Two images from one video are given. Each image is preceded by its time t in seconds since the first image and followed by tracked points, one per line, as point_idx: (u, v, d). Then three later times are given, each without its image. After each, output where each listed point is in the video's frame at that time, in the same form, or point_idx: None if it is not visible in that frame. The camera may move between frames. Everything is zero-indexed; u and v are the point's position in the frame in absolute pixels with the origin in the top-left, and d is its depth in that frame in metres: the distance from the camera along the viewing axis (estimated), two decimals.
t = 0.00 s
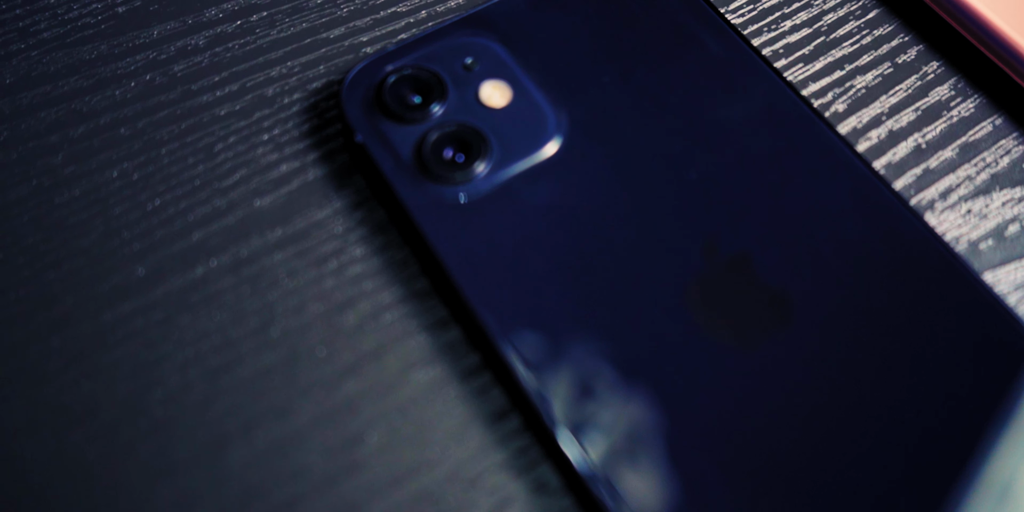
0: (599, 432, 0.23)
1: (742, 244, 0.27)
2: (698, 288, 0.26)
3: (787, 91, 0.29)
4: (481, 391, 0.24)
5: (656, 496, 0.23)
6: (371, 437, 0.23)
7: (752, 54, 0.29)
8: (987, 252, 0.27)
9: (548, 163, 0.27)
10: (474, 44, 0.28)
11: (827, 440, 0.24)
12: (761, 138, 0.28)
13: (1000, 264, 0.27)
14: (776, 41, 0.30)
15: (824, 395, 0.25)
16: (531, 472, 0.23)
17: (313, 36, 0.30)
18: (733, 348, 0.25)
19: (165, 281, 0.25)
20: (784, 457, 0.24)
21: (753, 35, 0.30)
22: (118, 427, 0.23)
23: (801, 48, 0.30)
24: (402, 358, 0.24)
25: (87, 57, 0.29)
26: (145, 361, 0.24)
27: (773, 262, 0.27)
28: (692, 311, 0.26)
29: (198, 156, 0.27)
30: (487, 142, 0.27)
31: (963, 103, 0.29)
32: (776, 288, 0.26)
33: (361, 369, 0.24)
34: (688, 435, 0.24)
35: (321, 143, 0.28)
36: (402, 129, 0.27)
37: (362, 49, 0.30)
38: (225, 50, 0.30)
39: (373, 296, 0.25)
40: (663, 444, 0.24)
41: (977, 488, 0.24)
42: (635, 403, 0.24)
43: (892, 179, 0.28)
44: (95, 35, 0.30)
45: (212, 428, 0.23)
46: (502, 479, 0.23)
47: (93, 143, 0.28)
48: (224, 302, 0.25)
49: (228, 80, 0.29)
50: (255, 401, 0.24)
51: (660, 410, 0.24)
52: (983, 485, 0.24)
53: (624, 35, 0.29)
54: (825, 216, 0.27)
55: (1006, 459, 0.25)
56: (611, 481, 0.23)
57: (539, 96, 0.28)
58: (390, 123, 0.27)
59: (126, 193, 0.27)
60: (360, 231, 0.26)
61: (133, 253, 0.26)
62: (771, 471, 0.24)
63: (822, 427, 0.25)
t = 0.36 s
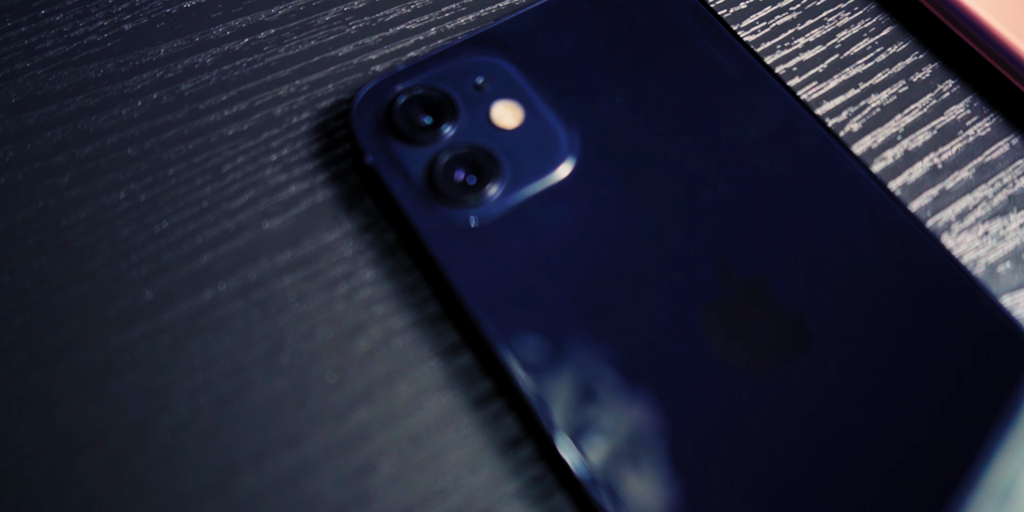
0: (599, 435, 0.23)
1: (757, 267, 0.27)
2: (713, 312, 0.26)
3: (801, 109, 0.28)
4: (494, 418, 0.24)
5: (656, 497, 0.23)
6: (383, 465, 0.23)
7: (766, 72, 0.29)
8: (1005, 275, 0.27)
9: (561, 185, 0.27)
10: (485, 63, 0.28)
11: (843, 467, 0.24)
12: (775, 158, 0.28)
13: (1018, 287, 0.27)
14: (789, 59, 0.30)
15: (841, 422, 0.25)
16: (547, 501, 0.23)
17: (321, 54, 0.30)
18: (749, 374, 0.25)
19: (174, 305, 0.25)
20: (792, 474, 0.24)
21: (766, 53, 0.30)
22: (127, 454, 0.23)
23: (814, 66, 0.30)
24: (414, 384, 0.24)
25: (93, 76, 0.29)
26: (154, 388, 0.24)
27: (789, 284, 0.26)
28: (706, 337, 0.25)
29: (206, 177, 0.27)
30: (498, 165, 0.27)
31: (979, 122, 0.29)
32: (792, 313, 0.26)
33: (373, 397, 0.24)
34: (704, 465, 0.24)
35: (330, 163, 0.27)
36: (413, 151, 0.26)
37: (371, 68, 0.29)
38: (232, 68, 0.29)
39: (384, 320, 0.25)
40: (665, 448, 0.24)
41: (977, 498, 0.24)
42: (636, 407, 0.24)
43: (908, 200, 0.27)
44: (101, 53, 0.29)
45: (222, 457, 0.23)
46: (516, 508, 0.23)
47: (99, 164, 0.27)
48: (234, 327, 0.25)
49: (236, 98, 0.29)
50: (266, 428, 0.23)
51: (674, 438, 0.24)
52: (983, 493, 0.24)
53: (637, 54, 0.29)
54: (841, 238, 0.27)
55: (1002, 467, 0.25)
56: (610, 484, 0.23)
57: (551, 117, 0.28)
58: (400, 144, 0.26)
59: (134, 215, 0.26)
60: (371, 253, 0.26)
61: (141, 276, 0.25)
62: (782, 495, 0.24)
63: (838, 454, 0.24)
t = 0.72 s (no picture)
0: (600, 438, 0.23)
1: (773, 287, 0.26)
2: (728, 335, 0.25)
3: (815, 127, 0.28)
4: (507, 442, 0.23)
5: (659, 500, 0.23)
6: (395, 492, 0.23)
7: (779, 89, 0.29)
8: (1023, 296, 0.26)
9: (574, 205, 0.26)
10: (497, 80, 0.28)
11: (862, 492, 0.24)
12: (790, 176, 0.28)
13: None
14: (802, 75, 0.30)
15: (858, 446, 0.24)
16: None
17: (329, 70, 0.29)
18: (765, 397, 0.25)
19: (181, 327, 0.25)
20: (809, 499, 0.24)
21: (779, 68, 0.30)
22: (135, 480, 0.23)
23: (828, 82, 0.30)
24: (426, 408, 0.24)
25: (99, 92, 0.29)
26: (162, 412, 0.24)
27: (805, 304, 0.26)
28: (722, 359, 0.25)
29: (214, 195, 0.27)
30: (510, 185, 0.26)
31: (995, 139, 0.29)
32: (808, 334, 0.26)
33: (384, 421, 0.23)
34: (721, 492, 0.23)
35: (340, 182, 0.27)
36: (423, 170, 0.26)
37: (380, 83, 0.29)
38: (240, 84, 0.29)
39: (395, 342, 0.24)
40: (669, 452, 0.23)
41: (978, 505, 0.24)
42: (638, 410, 0.24)
43: (924, 219, 0.27)
44: (107, 69, 0.29)
45: (233, 483, 0.23)
46: None
47: (106, 183, 0.27)
48: (242, 349, 0.24)
49: (243, 115, 0.28)
50: (276, 454, 0.23)
51: (689, 463, 0.23)
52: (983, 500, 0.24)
53: (649, 70, 0.29)
54: (858, 257, 0.27)
55: (1005, 469, 0.24)
56: (612, 487, 0.23)
57: (563, 136, 0.27)
58: (411, 163, 0.26)
59: (141, 235, 0.26)
60: (381, 274, 0.25)
61: (148, 297, 0.25)
62: None
63: (857, 479, 0.24)
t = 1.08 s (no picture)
0: (600, 441, 0.23)
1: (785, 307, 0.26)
2: (741, 355, 0.25)
3: (827, 143, 0.28)
4: (516, 465, 0.23)
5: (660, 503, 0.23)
6: None
7: (790, 104, 0.28)
8: None
9: (584, 223, 0.26)
10: (506, 95, 0.27)
11: None
12: (802, 193, 0.27)
13: None
14: (813, 89, 0.29)
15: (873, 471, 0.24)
16: None
17: (335, 83, 0.29)
18: (778, 418, 0.24)
19: (186, 347, 0.24)
20: None
21: (790, 82, 0.29)
22: (141, 503, 0.23)
23: (839, 96, 0.29)
24: (435, 430, 0.24)
25: (102, 106, 0.28)
26: (168, 433, 0.23)
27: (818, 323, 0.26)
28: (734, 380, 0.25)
29: (218, 212, 0.27)
30: (519, 203, 0.26)
31: (1008, 154, 0.28)
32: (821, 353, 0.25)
33: (393, 444, 0.23)
34: None
35: (346, 198, 0.27)
36: (432, 187, 0.26)
37: (386, 97, 0.29)
38: (244, 98, 0.29)
39: (403, 363, 0.24)
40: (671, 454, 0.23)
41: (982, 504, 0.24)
42: (639, 413, 0.24)
43: (936, 236, 0.27)
44: (110, 82, 0.29)
45: (239, 506, 0.22)
46: None
47: (110, 199, 0.27)
48: (248, 370, 0.24)
49: (248, 130, 0.28)
50: (284, 477, 0.23)
51: (701, 486, 0.23)
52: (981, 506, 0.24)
53: (658, 84, 0.28)
54: (870, 275, 0.26)
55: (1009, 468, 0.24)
56: (612, 489, 0.23)
57: (573, 152, 0.27)
58: (418, 180, 0.26)
59: (145, 252, 0.26)
60: (388, 293, 0.25)
61: (152, 316, 0.25)
62: None
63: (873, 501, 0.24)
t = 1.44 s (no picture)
0: (601, 443, 0.23)
1: (792, 326, 0.25)
2: (749, 377, 0.25)
3: (834, 159, 0.27)
4: (520, 488, 0.23)
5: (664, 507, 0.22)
6: None
7: (796, 118, 0.28)
8: None
9: (589, 241, 0.26)
10: (509, 110, 0.27)
11: None
12: (809, 210, 0.27)
13: None
14: (819, 103, 0.29)
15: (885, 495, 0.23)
16: None
17: (337, 97, 0.29)
18: (786, 441, 0.24)
19: (187, 366, 0.24)
20: None
21: (796, 96, 0.29)
22: None
23: (846, 110, 0.29)
24: (439, 452, 0.23)
25: (101, 121, 0.28)
26: (169, 455, 0.23)
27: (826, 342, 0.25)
28: (741, 401, 0.24)
29: (219, 229, 0.26)
30: (523, 220, 0.26)
31: (1016, 170, 0.28)
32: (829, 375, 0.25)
33: (396, 467, 0.23)
34: None
35: (348, 214, 0.26)
36: (435, 205, 0.25)
37: (389, 112, 0.29)
38: (245, 113, 0.28)
39: (406, 384, 0.24)
40: (672, 458, 0.23)
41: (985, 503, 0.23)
42: (640, 415, 0.23)
43: (945, 253, 0.27)
44: (110, 96, 0.29)
45: None
46: None
47: (109, 216, 0.26)
48: (250, 391, 0.24)
49: (249, 145, 0.28)
50: (286, 501, 0.23)
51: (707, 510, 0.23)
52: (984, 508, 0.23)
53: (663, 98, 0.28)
54: (878, 294, 0.26)
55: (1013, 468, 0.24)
56: (613, 493, 0.22)
57: (577, 169, 0.27)
58: (421, 197, 0.25)
59: (145, 270, 0.26)
60: (391, 312, 0.25)
61: (152, 335, 0.25)
62: None
63: None
